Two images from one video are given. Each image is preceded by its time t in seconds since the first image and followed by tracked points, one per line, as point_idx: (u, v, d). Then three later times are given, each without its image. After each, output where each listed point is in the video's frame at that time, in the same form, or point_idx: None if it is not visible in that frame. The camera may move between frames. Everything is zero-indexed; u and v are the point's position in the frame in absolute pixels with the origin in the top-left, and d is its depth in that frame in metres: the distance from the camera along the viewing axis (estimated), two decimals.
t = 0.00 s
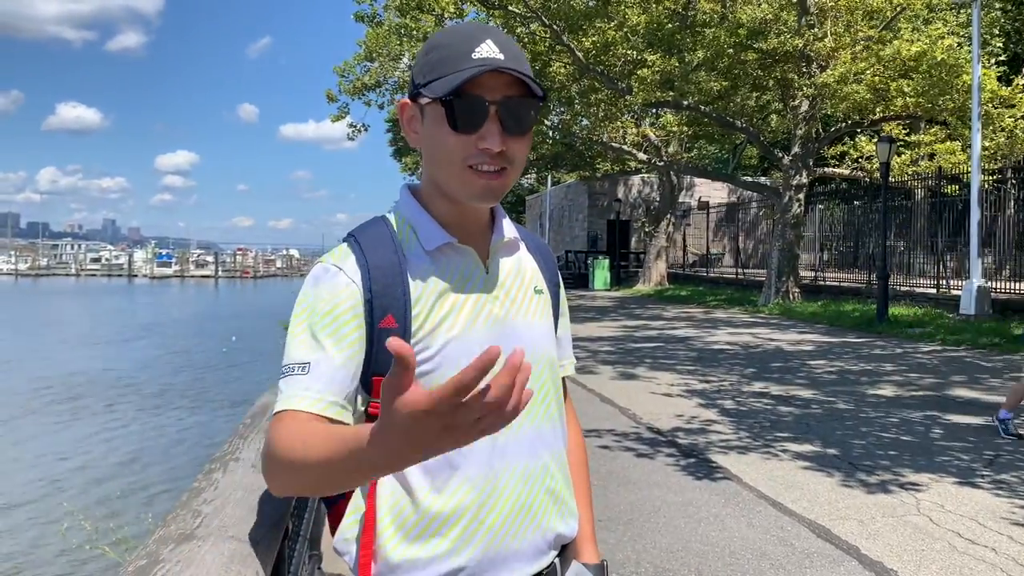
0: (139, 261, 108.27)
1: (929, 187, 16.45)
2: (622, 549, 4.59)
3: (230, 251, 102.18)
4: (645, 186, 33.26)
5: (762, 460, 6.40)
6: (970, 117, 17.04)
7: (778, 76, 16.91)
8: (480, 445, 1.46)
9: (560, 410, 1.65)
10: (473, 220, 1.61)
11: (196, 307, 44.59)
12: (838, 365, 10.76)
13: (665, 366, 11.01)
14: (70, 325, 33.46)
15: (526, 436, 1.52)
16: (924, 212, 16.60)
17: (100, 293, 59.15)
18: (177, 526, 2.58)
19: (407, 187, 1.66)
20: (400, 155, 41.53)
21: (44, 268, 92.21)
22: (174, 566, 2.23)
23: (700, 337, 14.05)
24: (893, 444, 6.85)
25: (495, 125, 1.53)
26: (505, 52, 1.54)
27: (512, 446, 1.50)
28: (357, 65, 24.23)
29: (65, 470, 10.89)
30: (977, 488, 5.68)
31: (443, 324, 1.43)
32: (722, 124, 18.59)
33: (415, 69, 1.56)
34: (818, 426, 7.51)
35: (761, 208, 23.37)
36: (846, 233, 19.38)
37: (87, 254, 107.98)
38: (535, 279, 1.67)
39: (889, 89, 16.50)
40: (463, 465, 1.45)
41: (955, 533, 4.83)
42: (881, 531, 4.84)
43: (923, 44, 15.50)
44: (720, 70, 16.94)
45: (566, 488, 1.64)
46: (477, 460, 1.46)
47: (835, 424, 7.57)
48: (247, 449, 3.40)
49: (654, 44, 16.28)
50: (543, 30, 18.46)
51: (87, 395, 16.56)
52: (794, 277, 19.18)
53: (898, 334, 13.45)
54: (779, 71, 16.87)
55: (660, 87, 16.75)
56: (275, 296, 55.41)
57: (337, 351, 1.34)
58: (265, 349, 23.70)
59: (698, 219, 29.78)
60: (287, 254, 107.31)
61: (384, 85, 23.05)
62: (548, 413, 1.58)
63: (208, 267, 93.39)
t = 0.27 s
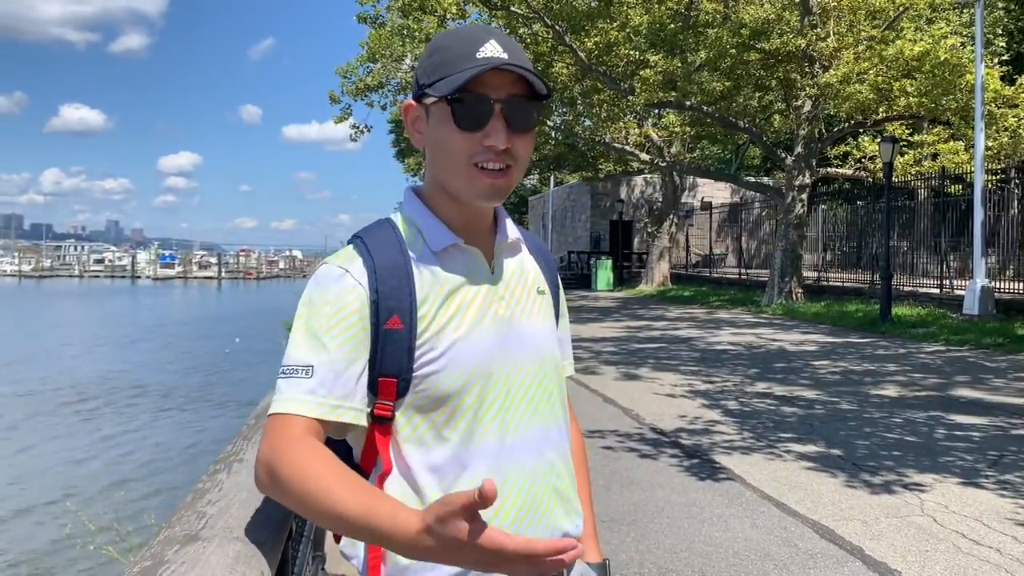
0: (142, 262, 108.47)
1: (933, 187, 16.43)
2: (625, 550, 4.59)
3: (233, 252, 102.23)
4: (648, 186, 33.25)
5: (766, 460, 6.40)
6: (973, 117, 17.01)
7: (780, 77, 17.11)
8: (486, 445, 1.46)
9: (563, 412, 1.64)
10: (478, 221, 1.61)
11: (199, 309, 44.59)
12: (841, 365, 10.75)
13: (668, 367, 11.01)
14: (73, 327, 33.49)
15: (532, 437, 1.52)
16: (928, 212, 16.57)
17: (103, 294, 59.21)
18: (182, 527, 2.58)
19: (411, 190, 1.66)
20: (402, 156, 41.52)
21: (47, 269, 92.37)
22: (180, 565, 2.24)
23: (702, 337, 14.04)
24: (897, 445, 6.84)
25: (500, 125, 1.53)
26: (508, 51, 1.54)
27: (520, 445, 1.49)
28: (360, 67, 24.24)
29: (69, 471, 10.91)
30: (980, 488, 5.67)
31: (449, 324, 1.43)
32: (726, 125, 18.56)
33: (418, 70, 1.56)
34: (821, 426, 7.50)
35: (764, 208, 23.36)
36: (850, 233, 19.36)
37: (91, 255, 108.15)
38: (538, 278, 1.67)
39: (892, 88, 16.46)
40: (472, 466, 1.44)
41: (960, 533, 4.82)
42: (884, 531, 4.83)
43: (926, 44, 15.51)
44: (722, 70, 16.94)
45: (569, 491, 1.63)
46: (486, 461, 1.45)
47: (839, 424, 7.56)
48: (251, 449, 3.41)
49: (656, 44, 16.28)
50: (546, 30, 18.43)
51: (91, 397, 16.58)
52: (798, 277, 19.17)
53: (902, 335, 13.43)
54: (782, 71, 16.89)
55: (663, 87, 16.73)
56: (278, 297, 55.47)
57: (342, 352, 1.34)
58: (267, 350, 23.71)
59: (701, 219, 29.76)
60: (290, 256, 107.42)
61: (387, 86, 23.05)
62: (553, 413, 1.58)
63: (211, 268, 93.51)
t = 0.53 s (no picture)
0: (145, 263, 108.56)
1: (936, 187, 16.42)
2: (628, 551, 4.59)
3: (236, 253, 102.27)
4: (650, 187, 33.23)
5: (769, 461, 6.39)
6: (976, 117, 16.99)
7: (782, 77, 17.33)
8: (483, 442, 1.45)
9: (562, 414, 1.62)
10: (472, 222, 1.62)
11: (202, 309, 44.62)
12: (844, 366, 10.74)
13: (671, 367, 11.00)
14: (77, 328, 33.57)
15: (528, 436, 1.51)
16: (931, 213, 16.56)
17: (106, 295, 59.33)
18: (185, 528, 2.57)
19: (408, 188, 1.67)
20: (404, 157, 41.51)
21: (51, 270, 92.58)
22: (184, 565, 2.22)
23: (705, 338, 14.03)
24: (900, 445, 6.83)
25: (502, 127, 1.53)
26: (511, 55, 1.54)
27: (516, 444, 1.49)
28: (363, 68, 24.25)
29: (73, 472, 10.92)
30: (984, 489, 5.66)
31: (443, 320, 1.44)
32: (729, 125, 18.54)
33: (417, 68, 1.55)
34: (825, 427, 7.49)
35: (767, 208, 23.35)
36: (853, 233, 19.34)
37: (94, 256, 108.25)
38: (535, 278, 1.67)
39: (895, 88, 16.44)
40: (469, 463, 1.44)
41: (964, 535, 4.81)
42: (888, 532, 4.83)
43: (928, 44, 15.49)
44: (725, 70, 16.94)
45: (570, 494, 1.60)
46: (482, 459, 1.45)
47: (842, 425, 7.55)
48: (254, 450, 3.40)
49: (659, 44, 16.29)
50: (548, 31, 18.42)
51: (94, 398, 16.60)
52: (800, 277, 19.16)
53: (905, 335, 13.41)
54: (785, 72, 17.20)
55: (665, 87, 16.73)
56: (281, 297, 55.54)
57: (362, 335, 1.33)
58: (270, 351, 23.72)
59: (703, 220, 29.74)
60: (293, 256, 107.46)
61: (389, 87, 23.06)
62: (551, 412, 1.57)
63: (214, 269, 93.63)
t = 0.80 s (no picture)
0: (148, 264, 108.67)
1: (938, 187, 16.41)
2: (631, 552, 4.59)
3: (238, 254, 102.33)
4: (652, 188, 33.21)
5: (771, 462, 6.38)
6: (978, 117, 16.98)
7: (784, 77, 17.36)
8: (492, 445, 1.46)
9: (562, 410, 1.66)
10: (481, 225, 1.63)
11: (204, 310, 44.66)
12: (847, 366, 10.74)
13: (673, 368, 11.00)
14: (80, 329, 33.64)
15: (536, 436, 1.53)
16: (933, 213, 16.55)
17: (110, 296, 59.44)
18: (188, 529, 2.56)
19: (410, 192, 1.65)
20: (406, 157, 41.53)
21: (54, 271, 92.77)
22: (188, 567, 2.22)
23: (708, 338, 14.02)
24: (903, 446, 6.82)
25: (527, 131, 1.56)
26: (525, 63, 1.56)
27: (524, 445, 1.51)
28: (365, 69, 24.27)
29: (76, 473, 10.95)
30: (987, 490, 5.65)
31: (460, 322, 1.43)
32: (731, 126, 18.53)
33: (432, 70, 1.51)
34: (827, 428, 7.49)
35: (769, 209, 23.34)
36: (855, 234, 19.33)
37: (96, 257, 108.43)
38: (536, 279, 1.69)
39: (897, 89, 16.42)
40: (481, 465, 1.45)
41: (967, 535, 4.81)
42: (891, 533, 4.83)
43: (931, 44, 15.49)
44: (727, 71, 16.96)
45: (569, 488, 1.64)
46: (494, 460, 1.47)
47: (844, 426, 7.55)
48: (256, 451, 3.40)
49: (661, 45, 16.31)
50: (550, 31, 18.42)
51: (97, 399, 16.62)
52: (803, 278, 19.16)
53: (908, 335, 13.38)
54: (787, 72, 17.22)
55: (667, 88, 16.70)
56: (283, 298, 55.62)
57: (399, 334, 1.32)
58: (272, 351, 23.76)
59: (705, 220, 29.73)
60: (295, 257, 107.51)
61: (391, 88, 23.07)
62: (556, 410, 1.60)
63: (217, 269, 93.65)
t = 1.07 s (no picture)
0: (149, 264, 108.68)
1: (939, 187, 16.40)
2: (632, 552, 4.59)
3: (239, 255, 102.33)
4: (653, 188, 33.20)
5: (772, 462, 6.38)
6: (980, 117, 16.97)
7: (786, 77, 17.36)
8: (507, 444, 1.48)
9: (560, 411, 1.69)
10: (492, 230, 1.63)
11: (206, 310, 44.65)
12: (849, 366, 10.72)
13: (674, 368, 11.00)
14: (81, 329, 33.68)
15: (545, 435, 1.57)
16: (935, 213, 16.57)
17: (111, 297, 59.51)
18: (188, 529, 2.55)
19: (417, 193, 1.60)
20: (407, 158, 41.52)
21: (55, 271, 92.86)
22: (188, 567, 2.21)
23: (710, 339, 14.00)
24: (904, 446, 6.82)
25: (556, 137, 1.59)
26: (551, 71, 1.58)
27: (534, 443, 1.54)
28: (366, 69, 24.26)
29: (78, 473, 10.96)
30: (988, 490, 5.64)
31: (477, 324, 1.43)
32: (732, 126, 18.52)
33: (467, 70, 1.48)
34: (829, 428, 7.48)
35: (770, 209, 23.33)
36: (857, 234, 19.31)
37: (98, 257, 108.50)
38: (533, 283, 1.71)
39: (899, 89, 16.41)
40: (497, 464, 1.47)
41: (968, 535, 4.81)
42: (893, 533, 4.82)
43: (932, 44, 15.49)
44: (728, 71, 16.97)
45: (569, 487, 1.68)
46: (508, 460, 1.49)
47: (846, 426, 7.54)
48: (257, 451, 3.39)
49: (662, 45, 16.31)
50: (551, 32, 18.43)
51: (98, 399, 16.61)
52: (804, 278, 19.15)
53: (910, 335, 13.37)
54: (788, 72, 17.24)
55: (668, 88, 16.70)
56: (284, 299, 55.66)
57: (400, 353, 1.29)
58: (273, 352, 23.78)
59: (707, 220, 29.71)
60: (297, 258, 107.51)
61: (393, 88, 23.05)
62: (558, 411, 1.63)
63: (218, 269, 93.67)
